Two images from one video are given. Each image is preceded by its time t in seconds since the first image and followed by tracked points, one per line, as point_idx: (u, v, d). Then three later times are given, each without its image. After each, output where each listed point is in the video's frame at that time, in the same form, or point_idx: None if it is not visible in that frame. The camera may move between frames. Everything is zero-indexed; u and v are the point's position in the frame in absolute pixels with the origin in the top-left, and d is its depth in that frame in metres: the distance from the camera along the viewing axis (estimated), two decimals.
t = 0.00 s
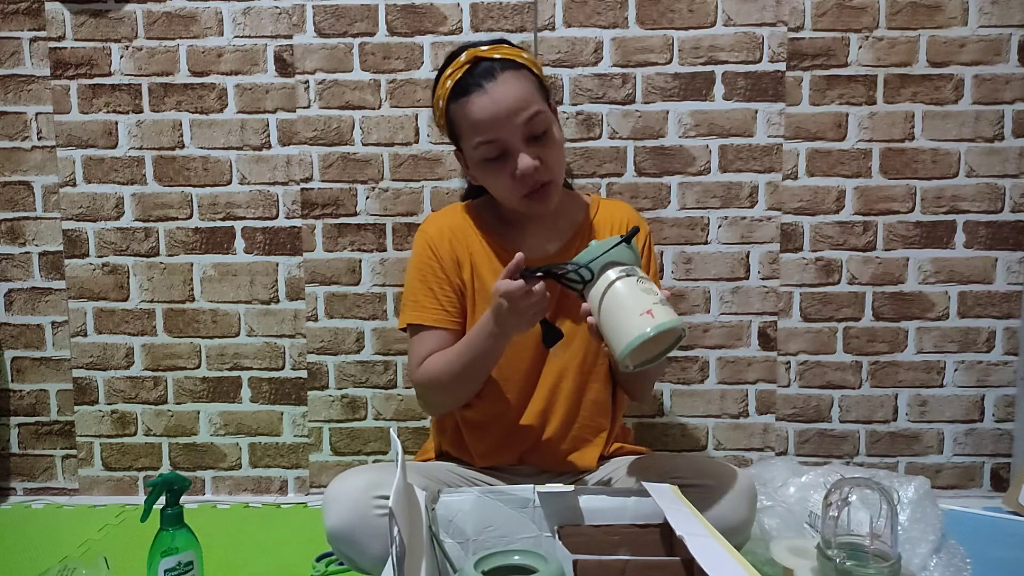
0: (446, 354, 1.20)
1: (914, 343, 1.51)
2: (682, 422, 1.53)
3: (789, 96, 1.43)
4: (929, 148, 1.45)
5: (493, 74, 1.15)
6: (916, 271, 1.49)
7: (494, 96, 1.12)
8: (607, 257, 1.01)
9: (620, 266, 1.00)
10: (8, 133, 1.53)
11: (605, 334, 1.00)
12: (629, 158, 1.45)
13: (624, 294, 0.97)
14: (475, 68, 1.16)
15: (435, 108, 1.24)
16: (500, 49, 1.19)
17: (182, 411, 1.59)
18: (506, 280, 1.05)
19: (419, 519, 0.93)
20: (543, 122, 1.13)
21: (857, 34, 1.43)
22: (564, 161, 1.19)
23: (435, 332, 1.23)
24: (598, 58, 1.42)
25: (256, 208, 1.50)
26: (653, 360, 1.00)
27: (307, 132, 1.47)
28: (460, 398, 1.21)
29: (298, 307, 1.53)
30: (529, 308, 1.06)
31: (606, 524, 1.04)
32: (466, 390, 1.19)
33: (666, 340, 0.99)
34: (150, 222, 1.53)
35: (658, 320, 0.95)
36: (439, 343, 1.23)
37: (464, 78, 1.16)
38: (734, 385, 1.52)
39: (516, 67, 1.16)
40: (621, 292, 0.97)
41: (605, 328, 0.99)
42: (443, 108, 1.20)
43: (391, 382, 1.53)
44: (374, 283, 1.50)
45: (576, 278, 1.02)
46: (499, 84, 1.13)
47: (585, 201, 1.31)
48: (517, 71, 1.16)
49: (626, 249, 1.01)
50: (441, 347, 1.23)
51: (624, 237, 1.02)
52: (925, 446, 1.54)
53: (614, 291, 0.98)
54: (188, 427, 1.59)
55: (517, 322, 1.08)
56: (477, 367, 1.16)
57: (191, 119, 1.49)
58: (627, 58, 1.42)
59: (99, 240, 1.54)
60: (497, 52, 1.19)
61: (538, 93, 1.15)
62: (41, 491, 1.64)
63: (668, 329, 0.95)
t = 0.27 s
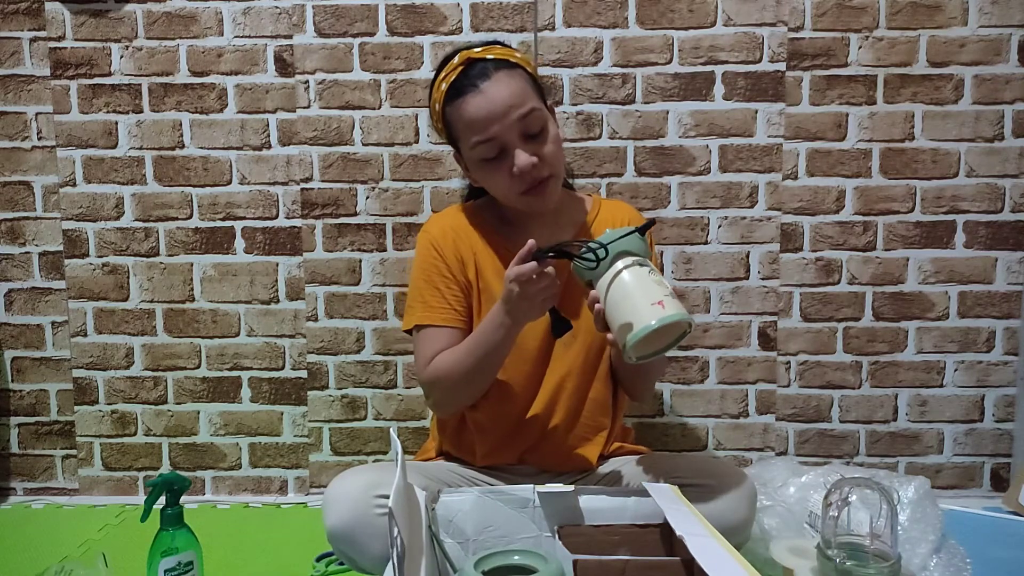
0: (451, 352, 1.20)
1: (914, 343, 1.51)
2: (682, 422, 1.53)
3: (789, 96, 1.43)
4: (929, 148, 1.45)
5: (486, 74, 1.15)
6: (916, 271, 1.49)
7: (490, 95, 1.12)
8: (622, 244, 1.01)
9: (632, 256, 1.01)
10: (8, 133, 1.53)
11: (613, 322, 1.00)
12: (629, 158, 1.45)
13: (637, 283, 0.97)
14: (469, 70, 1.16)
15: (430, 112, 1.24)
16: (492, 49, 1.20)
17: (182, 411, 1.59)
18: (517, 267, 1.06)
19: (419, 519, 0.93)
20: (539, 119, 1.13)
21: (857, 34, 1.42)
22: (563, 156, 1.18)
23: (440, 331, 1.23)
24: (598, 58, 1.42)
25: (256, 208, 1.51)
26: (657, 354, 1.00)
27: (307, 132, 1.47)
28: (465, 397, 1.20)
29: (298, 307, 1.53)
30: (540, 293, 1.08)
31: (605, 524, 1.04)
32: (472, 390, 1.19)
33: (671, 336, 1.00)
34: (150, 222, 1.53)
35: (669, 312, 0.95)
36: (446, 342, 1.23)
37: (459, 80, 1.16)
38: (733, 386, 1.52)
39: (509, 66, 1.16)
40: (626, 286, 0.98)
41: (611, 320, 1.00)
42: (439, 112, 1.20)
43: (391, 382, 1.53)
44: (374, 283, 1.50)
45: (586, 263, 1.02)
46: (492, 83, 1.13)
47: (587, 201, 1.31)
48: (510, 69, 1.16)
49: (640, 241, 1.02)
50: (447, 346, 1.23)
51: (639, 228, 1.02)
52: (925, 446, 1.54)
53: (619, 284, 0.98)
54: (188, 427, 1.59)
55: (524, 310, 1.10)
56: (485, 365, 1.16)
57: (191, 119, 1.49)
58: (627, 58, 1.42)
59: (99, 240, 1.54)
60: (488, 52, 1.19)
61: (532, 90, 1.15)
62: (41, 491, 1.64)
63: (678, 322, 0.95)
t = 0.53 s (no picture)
0: (451, 352, 1.20)
1: (914, 343, 1.51)
2: (682, 422, 1.53)
3: (789, 96, 1.43)
4: (929, 148, 1.45)
5: (482, 75, 1.15)
6: (916, 271, 1.49)
7: (488, 96, 1.12)
8: (626, 242, 1.01)
9: (635, 255, 1.01)
10: (8, 133, 1.53)
11: (614, 320, 1.00)
12: (629, 158, 1.45)
13: (640, 281, 0.98)
14: (466, 71, 1.16)
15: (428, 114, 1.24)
16: (489, 51, 1.20)
17: (182, 411, 1.59)
18: (518, 266, 1.06)
19: (419, 519, 0.93)
20: (536, 119, 1.13)
21: (857, 34, 1.43)
22: (561, 157, 1.19)
23: (442, 331, 1.23)
24: (598, 58, 1.42)
25: (256, 208, 1.51)
26: (657, 354, 1.01)
27: (307, 132, 1.47)
28: (467, 397, 1.20)
29: (298, 307, 1.53)
30: (541, 292, 1.07)
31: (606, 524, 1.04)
32: (474, 390, 1.19)
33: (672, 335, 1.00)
34: (150, 222, 1.53)
35: (671, 311, 0.95)
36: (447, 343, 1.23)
37: (456, 81, 1.17)
38: (733, 385, 1.52)
39: (506, 67, 1.16)
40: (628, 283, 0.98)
41: (611, 317, 1.00)
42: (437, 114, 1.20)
43: (391, 382, 1.53)
44: (374, 283, 1.50)
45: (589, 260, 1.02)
46: (488, 84, 1.13)
47: (587, 201, 1.31)
48: (507, 70, 1.16)
49: (644, 241, 1.02)
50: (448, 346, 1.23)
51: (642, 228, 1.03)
52: (925, 446, 1.54)
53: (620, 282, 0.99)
54: (188, 427, 1.59)
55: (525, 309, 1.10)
56: (487, 364, 1.16)
57: (191, 119, 1.49)
58: (627, 58, 1.42)
59: (99, 240, 1.54)
60: (485, 53, 1.19)
61: (529, 91, 1.15)
62: (41, 491, 1.64)
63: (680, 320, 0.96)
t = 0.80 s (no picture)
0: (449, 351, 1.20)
1: (914, 343, 1.51)
2: (682, 422, 1.53)
3: (789, 96, 1.43)
4: (929, 148, 1.45)
5: (481, 75, 1.15)
6: (916, 271, 1.49)
7: (486, 96, 1.12)
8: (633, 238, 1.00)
9: (639, 254, 1.00)
10: (8, 133, 1.53)
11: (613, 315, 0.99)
12: (629, 158, 1.45)
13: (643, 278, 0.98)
14: (465, 70, 1.16)
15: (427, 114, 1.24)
16: (487, 50, 1.20)
17: (182, 411, 1.59)
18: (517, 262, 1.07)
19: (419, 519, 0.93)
20: (534, 119, 1.13)
21: (857, 34, 1.43)
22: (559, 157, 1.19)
23: (440, 331, 1.23)
24: (598, 58, 1.42)
25: (256, 208, 1.51)
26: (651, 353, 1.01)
27: (307, 132, 1.47)
28: (465, 396, 1.20)
29: (298, 307, 1.53)
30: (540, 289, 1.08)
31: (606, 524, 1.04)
32: (472, 389, 1.19)
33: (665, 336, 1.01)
34: (150, 222, 1.53)
35: (671, 312, 0.96)
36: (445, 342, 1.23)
37: (455, 80, 1.17)
38: (733, 385, 1.52)
39: (505, 66, 1.16)
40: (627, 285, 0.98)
41: (610, 312, 1.00)
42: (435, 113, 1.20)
43: (391, 382, 1.53)
44: (374, 283, 1.50)
45: (591, 256, 1.02)
46: (487, 84, 1.13)
47: (585, 200, 1.31)
48: (505, 70, 1.15)
49: (648, 240, 1.01)
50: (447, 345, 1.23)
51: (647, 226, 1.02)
52: (925, 446, 1.54)
53: (619, 283, 0.98)
54: (188, 427, 1.59)
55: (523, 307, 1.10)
56: (485, 363, 1.16)
57: (191, 119, 1.49)
58: (627, 58, 1.42)
59: (99, 240, 1.54)
60: (483, 53, 1.19)
61: (527, 91, 1.15)
62: (41, 491, 1.64)
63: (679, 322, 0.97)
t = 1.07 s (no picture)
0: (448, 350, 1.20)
1: (914, 343, 1.51)
2: (682, 422, 1.53)
3: (789, 96, 1.43)
4: (929, 148, 1.45)
5: (485, 72, 1.15)
6: (916, 271, 1.49)
7: (489, 93, 1.12)
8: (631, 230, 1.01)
9: (637, 244, 1.01)
10: (8, 133, 1.53)
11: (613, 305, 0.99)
12: (629, 158, 1.45)
13: (642, 267, 0.98)
14: (468, 67, 1.16)
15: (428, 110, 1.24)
16: (490, 48, 1.20)
17: (182, 411, 1.59)
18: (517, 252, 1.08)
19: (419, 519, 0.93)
20: (537, 117, 1.13)
21: (857, 34, 1.43)
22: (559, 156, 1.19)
23: (439, 330, 1.23)
24: (598, 58, 1.42)
25: (256, 208, 1.51)
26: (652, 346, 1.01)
27: (307, 132, 1.47)
28: (464, 396, 1.20)
29: (298, 307, 1.53)
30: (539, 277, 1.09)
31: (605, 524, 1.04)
32: (471, 388, 1.19)
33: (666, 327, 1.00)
34: (150, 222, 1.53)
35: (670, 299, 0.95)
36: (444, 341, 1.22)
37: (457, 77, 1.17)
38: (733, 385, 1.52)
39: (508, 65, 1.16)
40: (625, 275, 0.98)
41: (609, 303, 1.00)
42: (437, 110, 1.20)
43: (391, 382, 1.53)
44: (374, 283, 1.50)
45: (591, 246, 1.02)
46: (490, 82, 1.13)
47: (584, 200, 1.31)
48: (509, 68, 1.16)
49: (647, 231, 1.02)
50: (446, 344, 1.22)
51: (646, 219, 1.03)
52: (925, 446, 1.54)
53: (618, 272, 0.98)
54: (188, 427, 1.59)
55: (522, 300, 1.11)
56: (483, 361, 1.16)
57: (191, 119, 1.49)
58: (627, 58, 1.42)
59: (99, 240, 1.54)
60: (487, 51, 1.20)
61: (531, 90, 1.15)
62: (41, 491, 1.64)
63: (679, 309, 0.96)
